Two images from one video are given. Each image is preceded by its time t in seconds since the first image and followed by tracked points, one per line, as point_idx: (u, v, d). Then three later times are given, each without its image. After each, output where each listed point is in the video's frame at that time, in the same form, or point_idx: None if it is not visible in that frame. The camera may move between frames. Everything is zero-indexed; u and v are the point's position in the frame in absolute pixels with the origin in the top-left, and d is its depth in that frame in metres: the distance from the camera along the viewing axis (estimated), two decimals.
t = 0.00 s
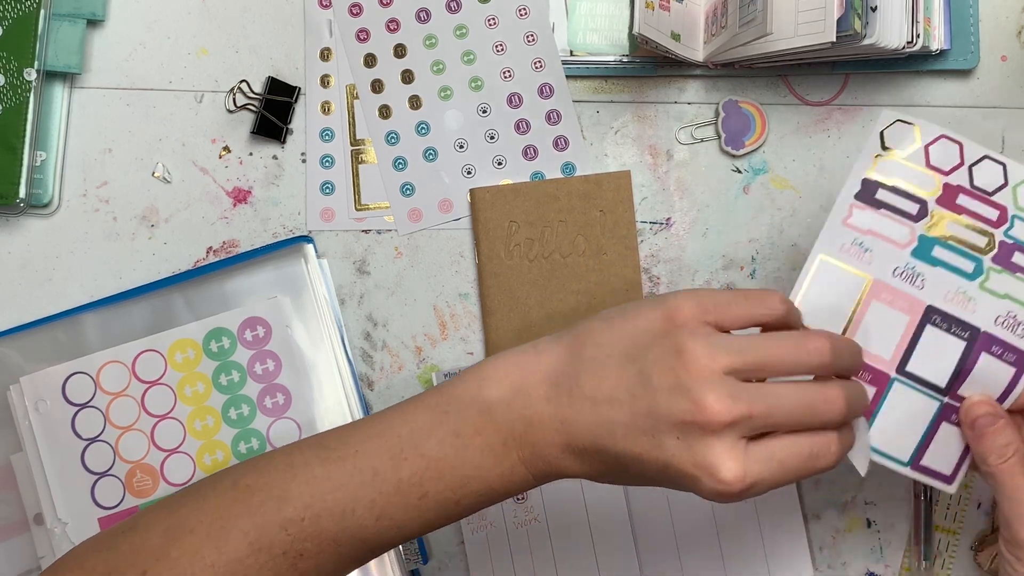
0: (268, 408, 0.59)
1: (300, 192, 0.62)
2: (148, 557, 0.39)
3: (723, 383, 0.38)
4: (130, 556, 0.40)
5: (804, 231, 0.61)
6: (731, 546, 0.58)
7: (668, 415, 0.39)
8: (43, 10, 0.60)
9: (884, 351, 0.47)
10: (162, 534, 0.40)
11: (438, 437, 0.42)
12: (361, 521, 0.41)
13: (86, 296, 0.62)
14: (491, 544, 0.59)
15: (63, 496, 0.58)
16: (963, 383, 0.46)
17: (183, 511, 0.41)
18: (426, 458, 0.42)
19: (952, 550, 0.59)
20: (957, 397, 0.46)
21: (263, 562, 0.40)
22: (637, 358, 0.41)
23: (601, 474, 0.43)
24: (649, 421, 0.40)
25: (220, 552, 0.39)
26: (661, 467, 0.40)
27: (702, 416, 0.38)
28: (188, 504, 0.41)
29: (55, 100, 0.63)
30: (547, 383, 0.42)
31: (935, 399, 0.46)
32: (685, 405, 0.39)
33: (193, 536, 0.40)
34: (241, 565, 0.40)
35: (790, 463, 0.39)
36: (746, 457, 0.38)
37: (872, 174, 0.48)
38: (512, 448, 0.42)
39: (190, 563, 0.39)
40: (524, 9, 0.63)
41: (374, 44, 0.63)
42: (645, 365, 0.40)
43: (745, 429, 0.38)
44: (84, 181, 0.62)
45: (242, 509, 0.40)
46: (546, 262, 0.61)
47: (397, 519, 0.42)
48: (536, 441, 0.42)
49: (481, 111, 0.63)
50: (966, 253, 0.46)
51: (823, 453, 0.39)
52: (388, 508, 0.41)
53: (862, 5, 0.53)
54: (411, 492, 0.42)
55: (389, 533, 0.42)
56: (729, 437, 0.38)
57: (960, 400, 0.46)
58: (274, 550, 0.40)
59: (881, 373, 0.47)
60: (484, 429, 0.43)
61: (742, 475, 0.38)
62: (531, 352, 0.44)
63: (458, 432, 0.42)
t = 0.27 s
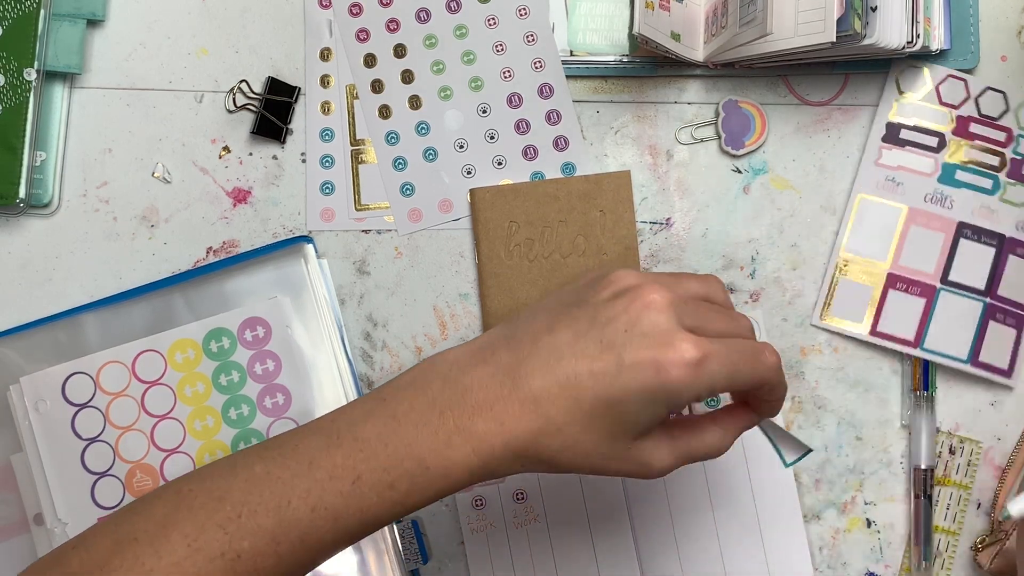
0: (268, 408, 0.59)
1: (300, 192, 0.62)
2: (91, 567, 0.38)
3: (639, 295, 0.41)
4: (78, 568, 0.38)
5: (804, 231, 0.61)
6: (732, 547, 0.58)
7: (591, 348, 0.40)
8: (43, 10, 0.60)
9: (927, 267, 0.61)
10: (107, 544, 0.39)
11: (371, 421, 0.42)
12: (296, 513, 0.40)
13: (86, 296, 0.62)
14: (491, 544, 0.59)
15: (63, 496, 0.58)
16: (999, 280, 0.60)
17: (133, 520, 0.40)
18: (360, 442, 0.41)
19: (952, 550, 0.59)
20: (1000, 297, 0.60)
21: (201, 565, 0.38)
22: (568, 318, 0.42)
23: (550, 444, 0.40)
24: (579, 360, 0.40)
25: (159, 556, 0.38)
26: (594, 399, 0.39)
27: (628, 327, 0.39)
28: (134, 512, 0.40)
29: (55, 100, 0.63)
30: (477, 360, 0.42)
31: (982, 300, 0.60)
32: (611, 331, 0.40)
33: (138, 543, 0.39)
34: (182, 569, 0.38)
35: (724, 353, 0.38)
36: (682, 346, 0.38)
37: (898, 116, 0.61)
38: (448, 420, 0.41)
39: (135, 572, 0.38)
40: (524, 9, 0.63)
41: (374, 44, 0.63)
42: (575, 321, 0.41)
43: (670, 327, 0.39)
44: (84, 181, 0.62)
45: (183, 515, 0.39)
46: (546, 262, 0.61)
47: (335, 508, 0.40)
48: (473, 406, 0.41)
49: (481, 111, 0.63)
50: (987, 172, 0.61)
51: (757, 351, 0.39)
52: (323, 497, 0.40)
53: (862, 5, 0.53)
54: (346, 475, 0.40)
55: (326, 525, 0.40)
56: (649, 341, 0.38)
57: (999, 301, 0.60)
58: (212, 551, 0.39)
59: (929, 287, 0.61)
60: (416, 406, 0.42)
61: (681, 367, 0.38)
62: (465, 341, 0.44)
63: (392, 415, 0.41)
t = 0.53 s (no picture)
0: (268, 408, 0.59)
1: (300, 192, 0.62)
2: (151, 534, 0.37)
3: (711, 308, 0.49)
4: (137, 534, 0.38)
5: (804, 231, 0.61)
6: (731, 548, 0.58)
7: (670, 335, 0.45)
8: (43, 10, 0.60)
9: (926, 263, 0.61)
10: (170, 510, 0.38)
11: (437, 391, 0.43)
12: (362, 475, 0.39)
13: (86, 296, 0.62)
14: (490, 543, 0.59)
15: (63, 496, 0.58)
16: (997, 277, 0.60)
17: (198, 487, 0.39)
18: (425, 408, 0.42)
19: (952, 550, 0.59)
20: (996, 293, 0.60)
21: (268, 529, 0.37)
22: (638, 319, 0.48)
23: (614, 420, 0.42)
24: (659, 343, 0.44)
25: (224, 518, 0.37)
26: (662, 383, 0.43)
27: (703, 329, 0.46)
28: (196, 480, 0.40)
29: (55, 100, 0.63)
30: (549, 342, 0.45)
31: (979, 296, 0.60)
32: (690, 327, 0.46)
33: (203, 509, 0.38)
34: (245, 533, 0.37)
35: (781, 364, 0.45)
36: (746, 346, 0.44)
37: (893, 113, 0.61)
38: (517, 385, 0.42)
39: (197, 537, 0.37)
40: (524, 9, 0.63)
41: (374, 44, 0.63)
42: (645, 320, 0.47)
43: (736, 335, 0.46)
44: (84, 181, 0.62)
45: (248, 480, 0.39)
46: (546, 262, 0.61)
47: (400, 469, 0.39)
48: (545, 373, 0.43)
49: (481, 111, 0.63)
50: (984, 169, 0.61)
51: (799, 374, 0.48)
52: (390, 460, 0.39)
53: (862, 5, 0.53)
54: (412, 437, 0.40)
55: (393, 486, 0.39)
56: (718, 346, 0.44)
57: (997, 296, 0.60)
58: (278, 513, 0.37)
59: (928, 283, 0.61)
60: (485, 375, 0.43)
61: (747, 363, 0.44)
62: (529, 337, 0.47)
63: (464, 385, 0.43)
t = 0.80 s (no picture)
0: (268, 408, 0.59)
1: (300, 192, 0.62)
2: (236, 521, 0.36)
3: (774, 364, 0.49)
4: (220, 517, 0.37)
5: (804, 231, 0.61)
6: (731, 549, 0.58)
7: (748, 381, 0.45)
8: (43, 10, 0.60)
9: (926, 264, 0.61)
10: (256, 495, 0.37)
11: (531, 400, 0.42)
12: (453, 480, 0.38)
13: (86, 296, 0.62)
14: (490, 543, 0.59)
15: (63, 496, 0.58)
16: (997, 276, 0.60)
17: (280, 478, 0.38)
18: (517, 419, 0.41)
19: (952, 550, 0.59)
20: (996, 293, 0.60)
21: (355, 523, 0.36)
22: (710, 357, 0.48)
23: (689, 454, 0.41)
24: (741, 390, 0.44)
25: (315, 509, 0.36)
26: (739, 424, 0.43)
27: (771, 384, 0.46)
28: (277, 470, 0.39)
29: (55, 100, 0.63)
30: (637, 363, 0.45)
31: (979, 296, 0.60)
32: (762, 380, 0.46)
33: (289, 497, 0.37)
34: (334, 526, 0.36)
35: (840, 416, 0.47)
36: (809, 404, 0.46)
37: (893, 113, 0.61)
38: (614, 402, 0.42)
39: (283, 527, 0.36)
40: (524, 9, 0.63)
41: (374, 44, 0.63)
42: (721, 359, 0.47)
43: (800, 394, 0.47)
44: (84, 181, 0.62)
45: (335, 472, 0.38)
46: (546, 262, 0.61)
47: (491, 478, 0.39)
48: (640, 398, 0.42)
49: (481, 111, 0.63)
50: (984, 169, 0.61)
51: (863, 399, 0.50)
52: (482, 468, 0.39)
53: (862, 5, 0.53)
54: (502, 449, 0.39)
55: (483, 496, 0.38)
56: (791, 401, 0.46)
57: (997, 296, 0.60)
58: (367, 509, 0.37)
59: (928, 283, 0.60)
60: (580, 389, 0.42)
61: (812, 420, 0.45)
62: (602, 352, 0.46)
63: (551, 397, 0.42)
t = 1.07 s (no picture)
0: (268, 408, 0.59)
1: (300, 192, 0.62)
2: (273, 519, 0.38)
3: (806, 398, 0.51)
4: (256, 518, 0.38)
5: (804, 231, 0.62)
6: (732, 549, 0.58)
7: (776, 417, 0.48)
8: (43, 10, 0.60)
9: (926, 264, 0.61)
10: (293, 497, 0.39)
11: (568, 423, 0.43)
12: (486, 501, 0.40)
13: (86, 296, 0.62)
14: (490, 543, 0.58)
15: (63, 496, 0.58)
16: (997, 277, 0.60)
17: (316, 481, 0.40)
18: (555, 443, 0.42)
19: (952, 550, 0.59)
20: (996, 293, 0.60)
21: (389, 535, 0.38)
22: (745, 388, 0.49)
23: (707, 479, 0.44)
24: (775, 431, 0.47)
25: (351, 517, 0.38)
26: (762, 456, 0.46)
27: (800, 420, 0.49)
28: (316, 471, 0.40)
29: (55, 100, 0.63)
30: (672, 392, 0.46)
31: (979, 296, 0.60)
32: (790, 415, 0.49)
33: (325, 503, 0.39)
34: (368, 535, 0.38)
35: (866, 455, 0.50)
36: (835, 444, 0.49)
37: (893, 113, 0.61)
38: (650, 432, 0.43)
39: (321, 530, 0.38)
40: (524, 9, 0.63)
41: (374, 44, 0.63)
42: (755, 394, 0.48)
43: (827, 432, 0.50)
44: (84, 181, 0.62)
45: (371, 482, 0.39)
46: (546, 262, 0.61)
47: (524, 501, 0.40)
48: (672, 431, 0.43)
49: (481, 111, 0.63)
50: (983, 169, 0.61)
51: (897, 437, 0.52)
52: (517, 489, 0.40)
53: (862, 5, 0.53)
54: (538, 474, 0.41)
55: (513, 516, 0.40)
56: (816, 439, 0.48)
57: (997, 296, 0.60)
58: (402, 522, 0.38)
59: (928, 283, 0.61)
60: (616, 415, 0.43)
61: (836, 461, 0.48)
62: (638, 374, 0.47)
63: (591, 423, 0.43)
